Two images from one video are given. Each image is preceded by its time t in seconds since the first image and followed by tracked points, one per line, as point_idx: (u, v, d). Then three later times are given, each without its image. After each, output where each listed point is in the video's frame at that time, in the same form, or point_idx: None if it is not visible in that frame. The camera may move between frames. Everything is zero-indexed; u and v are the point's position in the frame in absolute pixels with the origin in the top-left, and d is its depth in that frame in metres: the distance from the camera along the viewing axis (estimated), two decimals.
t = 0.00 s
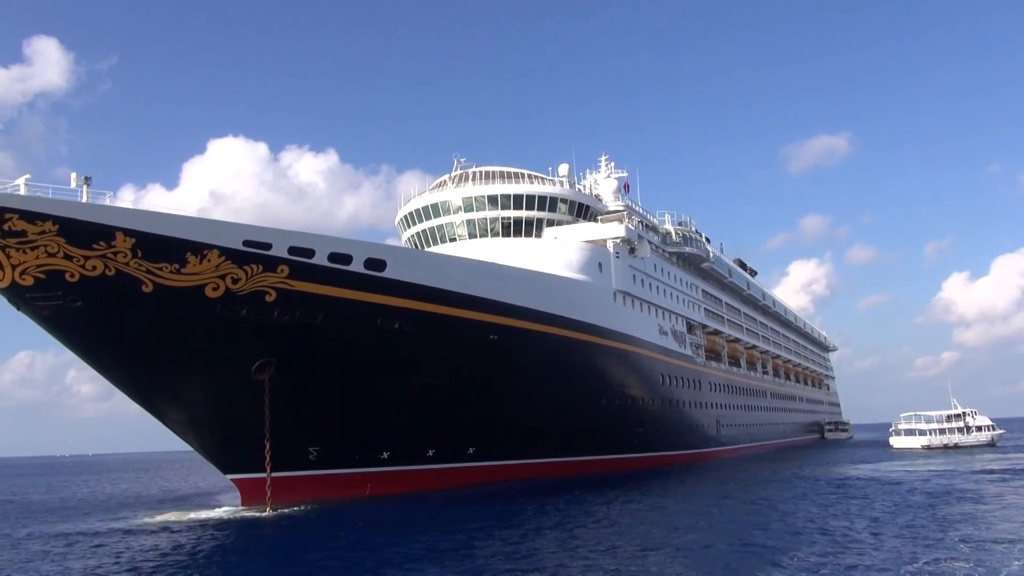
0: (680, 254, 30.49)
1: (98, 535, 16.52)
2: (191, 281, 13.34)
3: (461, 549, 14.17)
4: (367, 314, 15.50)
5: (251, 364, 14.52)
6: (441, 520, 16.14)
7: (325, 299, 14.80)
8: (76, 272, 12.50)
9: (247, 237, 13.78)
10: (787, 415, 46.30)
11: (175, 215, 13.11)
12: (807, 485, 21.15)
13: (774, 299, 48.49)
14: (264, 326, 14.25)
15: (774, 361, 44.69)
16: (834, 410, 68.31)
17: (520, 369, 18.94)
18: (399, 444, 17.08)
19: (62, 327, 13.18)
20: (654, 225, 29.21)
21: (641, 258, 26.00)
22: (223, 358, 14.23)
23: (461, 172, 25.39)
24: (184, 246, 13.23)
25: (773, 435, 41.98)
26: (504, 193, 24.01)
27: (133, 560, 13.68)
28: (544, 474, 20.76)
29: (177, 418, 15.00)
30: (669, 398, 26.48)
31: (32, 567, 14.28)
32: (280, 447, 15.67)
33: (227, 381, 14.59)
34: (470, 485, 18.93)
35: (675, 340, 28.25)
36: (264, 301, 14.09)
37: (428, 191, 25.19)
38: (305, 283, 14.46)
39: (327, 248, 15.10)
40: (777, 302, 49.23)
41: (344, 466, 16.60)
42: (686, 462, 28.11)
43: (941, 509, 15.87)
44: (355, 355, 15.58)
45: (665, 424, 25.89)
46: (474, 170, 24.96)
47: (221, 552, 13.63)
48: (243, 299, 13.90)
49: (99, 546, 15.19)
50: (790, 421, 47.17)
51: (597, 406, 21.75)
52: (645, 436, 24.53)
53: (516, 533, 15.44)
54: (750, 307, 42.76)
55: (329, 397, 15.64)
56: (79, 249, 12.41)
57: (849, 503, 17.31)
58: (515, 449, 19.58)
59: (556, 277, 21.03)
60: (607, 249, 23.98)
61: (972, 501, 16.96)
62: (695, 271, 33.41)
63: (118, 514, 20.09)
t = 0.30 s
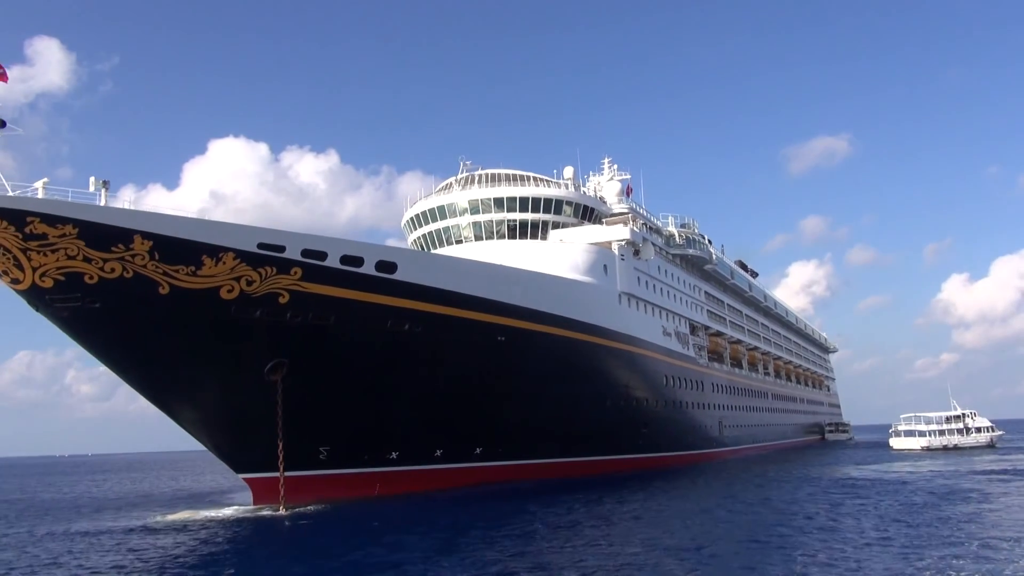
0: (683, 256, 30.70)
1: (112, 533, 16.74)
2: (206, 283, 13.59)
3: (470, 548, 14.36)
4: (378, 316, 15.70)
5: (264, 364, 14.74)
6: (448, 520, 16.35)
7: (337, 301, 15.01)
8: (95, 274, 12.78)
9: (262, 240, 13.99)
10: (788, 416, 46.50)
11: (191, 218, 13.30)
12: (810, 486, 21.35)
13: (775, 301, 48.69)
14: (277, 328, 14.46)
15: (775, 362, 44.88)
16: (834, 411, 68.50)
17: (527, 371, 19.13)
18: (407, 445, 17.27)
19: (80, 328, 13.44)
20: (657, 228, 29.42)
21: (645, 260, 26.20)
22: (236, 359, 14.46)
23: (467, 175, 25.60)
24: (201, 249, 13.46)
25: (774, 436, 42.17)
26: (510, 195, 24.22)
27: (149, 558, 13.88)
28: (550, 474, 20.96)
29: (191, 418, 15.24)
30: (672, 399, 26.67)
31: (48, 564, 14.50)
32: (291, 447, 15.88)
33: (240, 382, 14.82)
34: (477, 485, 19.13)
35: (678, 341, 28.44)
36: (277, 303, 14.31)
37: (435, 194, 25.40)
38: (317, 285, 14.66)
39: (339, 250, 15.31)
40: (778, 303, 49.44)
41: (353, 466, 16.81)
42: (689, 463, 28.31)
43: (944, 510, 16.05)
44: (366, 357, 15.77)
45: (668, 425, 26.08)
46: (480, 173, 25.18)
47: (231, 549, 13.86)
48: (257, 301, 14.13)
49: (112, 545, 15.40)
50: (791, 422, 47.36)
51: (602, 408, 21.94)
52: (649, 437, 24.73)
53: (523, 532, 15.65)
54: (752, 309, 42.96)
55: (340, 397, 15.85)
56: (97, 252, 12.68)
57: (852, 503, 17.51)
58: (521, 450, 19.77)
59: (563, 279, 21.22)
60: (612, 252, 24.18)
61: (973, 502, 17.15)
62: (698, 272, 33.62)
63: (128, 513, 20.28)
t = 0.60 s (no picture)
0: (688, 258, 30.87)
1: (128, 530, 16.94)
2: (223, 284, 13.82)
3: (480, 546, 14.55)
4: (390, 317, 15.88)
5: (277, 364, 14.94)
6: (458, 518, 16.53)
7: (350, 302, 15.21)
8: (115, 275, 13.06)
9: (277, 242, 14.20)
10: (791, 417, 46.64)
11: (208, 220, 13.53)
12: (815, 487, 21.51)
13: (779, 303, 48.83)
14: (291, 328, 14.67)
15: (778, 364, 45.03)
16: (836, 412, 68.62)
17: (536, 371, 19.29)
18: (417, 445, 17.45)
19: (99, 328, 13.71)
20: (663, 229, 29.60)
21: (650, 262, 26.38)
22: (250, 360, 14.67)
23: (475, 177, 25.80)
24: (218, 251, 13.69)
25: (777, 436, 42.33)
26: (517, 197, 24.40)
27: (164, 554, 14.10)
28: (557, 474, 21.15)
29: (206, 417, 15.48)
30: (677, 400, 26.84)
31: (66, 560, 14.73)
32: (304, 446, 16.09)
33: (254, 381, 15.04)
34: (485, 484, 19.32)
35: (683, 342, 28.62)
36: (292, 304, 14.52)
37: (443, 196, 25.60)
38: (331, 286, 14.86)
39: (352, 252, 15.51)
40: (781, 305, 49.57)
41: (364, 465, 17.00)
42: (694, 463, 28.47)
43: (949, 510, 16.19)
44: (378, 357, 15.96)
45: (673, 425, 26.24)
46: (488, 175, 25.37)
47: (245, 546, 14.07)
48: (272, 302, 14.34)
49: (127, 542, 15.61)
50: (794, 423, 47.49)
51: (609, 408, 22.11)
52: (655, 438, 24.90)
53: (532, 531, 15.84)
54: (755, 310, 43.11)
55: (352, 397, 16.04)
56: (118, 254, 12.96)
57: (857, 503, 17.67)
58: (529, 450, 19.94)
59: (570, 281, 21.40)
60: (619, 254, 24.36)
61: (977, 502, 17.31)
62: (703, 274, 33.79)
63: (140, 512, 20.48)
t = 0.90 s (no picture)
0: (693, 259, 31.08)
1: (141, 527, 17.15)
2: (239, 284, 14.08)
3: (490, 543, 14.76)
4: (401, 317, 16.10)
5: (291, 363, 15.16)
6: (467, 516, 16.74)
7: (363, 302, 15.42)
8: (134, 275, 13.34)
9: (292, 243, 14.43)
10: (793, 417, 46.83)
11: (226, 222, 13.78)
12: (819, 486, 21.71)
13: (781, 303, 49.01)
14: (305, 328, 14.89)
15: (781, 364, 45.23)
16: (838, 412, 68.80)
17: (544, 371, 19.49)
18: (426, 444, 17.66)
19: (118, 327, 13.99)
20: (668, 231, 29.80)
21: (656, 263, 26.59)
22: (265, 359, 14.90)
23: (482, 178, 26.01)
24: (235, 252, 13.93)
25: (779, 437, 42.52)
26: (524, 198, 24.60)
27: (180, 550, 14.32)
28: (564, 473, 21.37)
29: (220, 414, 15.73)
30: (682, 400, 27.05)
31: (83, 556, 14.96)
32: (316, 444, 16.32)
33: (268, 380, 15.27)
34: (493, 483, 19.53)
35: (687, 343, 28.82)
36: (306, 304, 14.76)
37: (450, 197, 25.80)
38: (344, 286, 15.09)
39: (365, 253, 15.74)
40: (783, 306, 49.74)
41: (375, 463, 17.22)
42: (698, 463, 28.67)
43: (952, 509, 16.38)
44: (389, 357, 16.16)
45: (678, 425, 26.45)
46: (495, 177, 25.57)
47: (260, 542, 14.27)
48: (287, 302, 14.58)
49: (143, 538, 15.83)
50: (796, 423, 47.67)
51: (615, 408, 22.31)
52: (659, 438, 25.11)
53: (541, 528, 16.05)
54: (758, 311, 43.30)
55: (363, 396, 16.26)
56: (138, 254, 13.24)
57: (861, 503, 17.85)
58: (536, 449, 20.16)
59: (577, 282, 21.61)
60: (625, 255, 24.57)
61: (980, 501, 17.51)
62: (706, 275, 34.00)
63: (151, 509, 20.68)
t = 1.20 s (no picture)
0: (698, 260, 31.25)
1: (156, 525, 17.36)
2: (256, 286, 14.34)
3: (502, 540, 14.96)
4: (413, 317, 16.30)
5: (305, 363, 15.38)
6: (479, 514, 16.94)
7: (376, 303, 15.64)
8: (154, 276, 13.61)
9: (307, 245, 14.66)
10: (796, 417, 46.97)
11: (243, 224, 14.02)
12: (824, 485, 21.89)
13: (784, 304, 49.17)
14: (319, 328, 15.11)
15: (784, 365, 45.37)
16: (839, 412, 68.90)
17: (552, 371, 19.68)
18: (437, 443, 17.86)
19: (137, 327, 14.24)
20: (673, 231, 29.96)
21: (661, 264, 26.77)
22: (279, 359, 15.12)
23: (490, 180, 26.21)
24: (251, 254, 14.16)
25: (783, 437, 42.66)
26: (532, 200, 24.79)
27: (197, 547, 14.54)
28: (572, 472, 21.57)
29: (235, 414, 15.96)
30: (687, 400, 27.23)
31: (101, 553, 15.17)
32: (328, 443, 16.54)
33: (282, 380, 15.49)
34: (502, 482, 19.73)
35: (692, 343, 28.99)
36: (321, 305, 14.98)
37: (458, 198, 25.99)
38: (357, 287, 15.30)
39: (378, 255, 15.95)
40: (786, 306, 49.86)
41: (386, 462, 17.42)
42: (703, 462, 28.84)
43: (957, 507, 16.55)
44: (401, 356, 16.35)
45: (683, 425, 26.64)
46: (503, 178, 25.78)
47: (275, 540, 14.48)
48: (302, 303, 14.82)
49: (159, 536, 16.05)
50: (799, 423, 47.82)
51: (622, 407, 22.49)
52: (665, 437, 25.30)
53: (552, 526, 16.24)
54: (761, 311, 43.44)
55: (375, 395, 16.46)
56: (157, 255, 13.51)
57: (867, 501, 18.02)
58: (545, 449, 20.36)
59: (585, 283, 21.80)
60: (631, 256, 24.75)
61: (985, 499, 17.69)
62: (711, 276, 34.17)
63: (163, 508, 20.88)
